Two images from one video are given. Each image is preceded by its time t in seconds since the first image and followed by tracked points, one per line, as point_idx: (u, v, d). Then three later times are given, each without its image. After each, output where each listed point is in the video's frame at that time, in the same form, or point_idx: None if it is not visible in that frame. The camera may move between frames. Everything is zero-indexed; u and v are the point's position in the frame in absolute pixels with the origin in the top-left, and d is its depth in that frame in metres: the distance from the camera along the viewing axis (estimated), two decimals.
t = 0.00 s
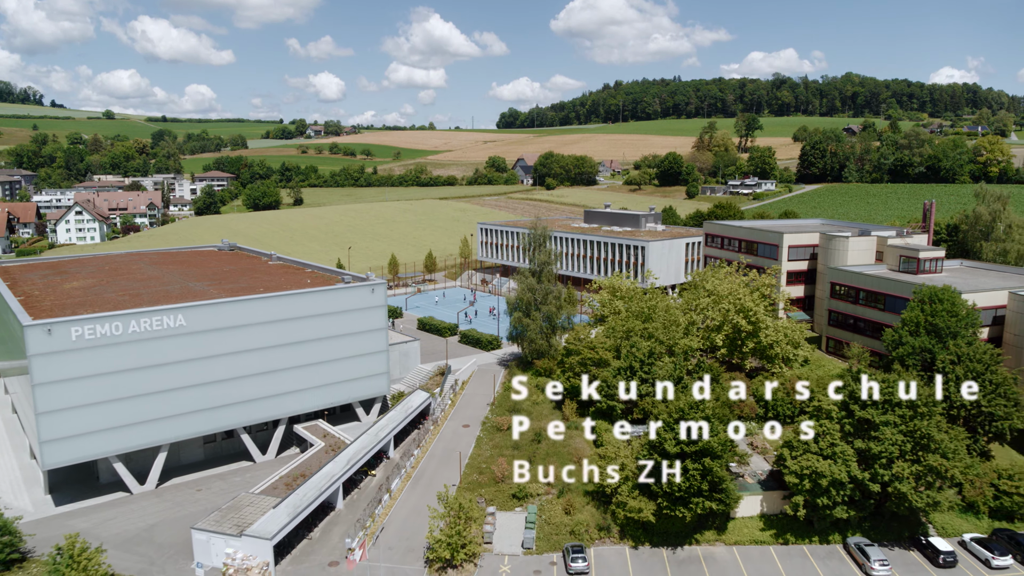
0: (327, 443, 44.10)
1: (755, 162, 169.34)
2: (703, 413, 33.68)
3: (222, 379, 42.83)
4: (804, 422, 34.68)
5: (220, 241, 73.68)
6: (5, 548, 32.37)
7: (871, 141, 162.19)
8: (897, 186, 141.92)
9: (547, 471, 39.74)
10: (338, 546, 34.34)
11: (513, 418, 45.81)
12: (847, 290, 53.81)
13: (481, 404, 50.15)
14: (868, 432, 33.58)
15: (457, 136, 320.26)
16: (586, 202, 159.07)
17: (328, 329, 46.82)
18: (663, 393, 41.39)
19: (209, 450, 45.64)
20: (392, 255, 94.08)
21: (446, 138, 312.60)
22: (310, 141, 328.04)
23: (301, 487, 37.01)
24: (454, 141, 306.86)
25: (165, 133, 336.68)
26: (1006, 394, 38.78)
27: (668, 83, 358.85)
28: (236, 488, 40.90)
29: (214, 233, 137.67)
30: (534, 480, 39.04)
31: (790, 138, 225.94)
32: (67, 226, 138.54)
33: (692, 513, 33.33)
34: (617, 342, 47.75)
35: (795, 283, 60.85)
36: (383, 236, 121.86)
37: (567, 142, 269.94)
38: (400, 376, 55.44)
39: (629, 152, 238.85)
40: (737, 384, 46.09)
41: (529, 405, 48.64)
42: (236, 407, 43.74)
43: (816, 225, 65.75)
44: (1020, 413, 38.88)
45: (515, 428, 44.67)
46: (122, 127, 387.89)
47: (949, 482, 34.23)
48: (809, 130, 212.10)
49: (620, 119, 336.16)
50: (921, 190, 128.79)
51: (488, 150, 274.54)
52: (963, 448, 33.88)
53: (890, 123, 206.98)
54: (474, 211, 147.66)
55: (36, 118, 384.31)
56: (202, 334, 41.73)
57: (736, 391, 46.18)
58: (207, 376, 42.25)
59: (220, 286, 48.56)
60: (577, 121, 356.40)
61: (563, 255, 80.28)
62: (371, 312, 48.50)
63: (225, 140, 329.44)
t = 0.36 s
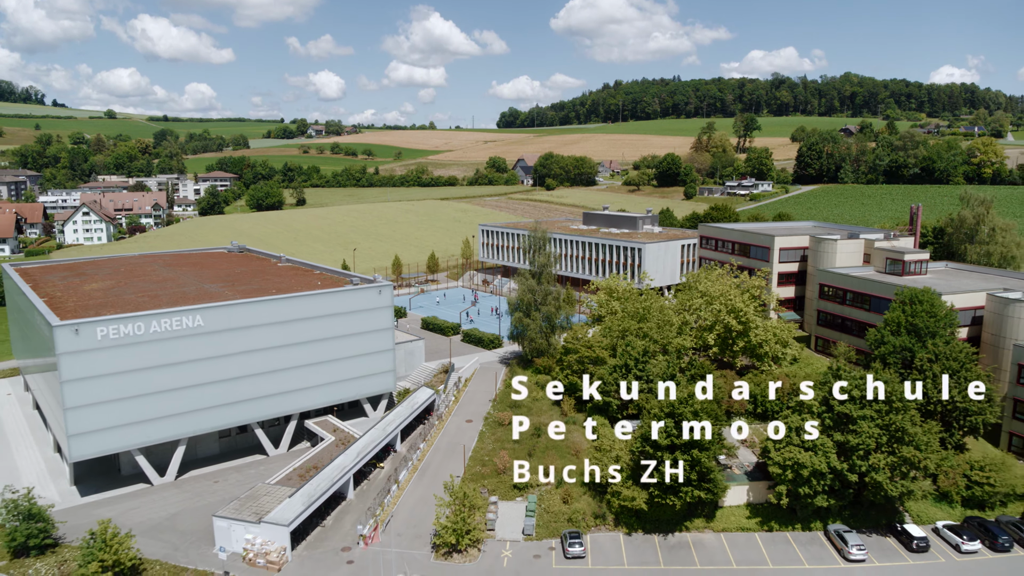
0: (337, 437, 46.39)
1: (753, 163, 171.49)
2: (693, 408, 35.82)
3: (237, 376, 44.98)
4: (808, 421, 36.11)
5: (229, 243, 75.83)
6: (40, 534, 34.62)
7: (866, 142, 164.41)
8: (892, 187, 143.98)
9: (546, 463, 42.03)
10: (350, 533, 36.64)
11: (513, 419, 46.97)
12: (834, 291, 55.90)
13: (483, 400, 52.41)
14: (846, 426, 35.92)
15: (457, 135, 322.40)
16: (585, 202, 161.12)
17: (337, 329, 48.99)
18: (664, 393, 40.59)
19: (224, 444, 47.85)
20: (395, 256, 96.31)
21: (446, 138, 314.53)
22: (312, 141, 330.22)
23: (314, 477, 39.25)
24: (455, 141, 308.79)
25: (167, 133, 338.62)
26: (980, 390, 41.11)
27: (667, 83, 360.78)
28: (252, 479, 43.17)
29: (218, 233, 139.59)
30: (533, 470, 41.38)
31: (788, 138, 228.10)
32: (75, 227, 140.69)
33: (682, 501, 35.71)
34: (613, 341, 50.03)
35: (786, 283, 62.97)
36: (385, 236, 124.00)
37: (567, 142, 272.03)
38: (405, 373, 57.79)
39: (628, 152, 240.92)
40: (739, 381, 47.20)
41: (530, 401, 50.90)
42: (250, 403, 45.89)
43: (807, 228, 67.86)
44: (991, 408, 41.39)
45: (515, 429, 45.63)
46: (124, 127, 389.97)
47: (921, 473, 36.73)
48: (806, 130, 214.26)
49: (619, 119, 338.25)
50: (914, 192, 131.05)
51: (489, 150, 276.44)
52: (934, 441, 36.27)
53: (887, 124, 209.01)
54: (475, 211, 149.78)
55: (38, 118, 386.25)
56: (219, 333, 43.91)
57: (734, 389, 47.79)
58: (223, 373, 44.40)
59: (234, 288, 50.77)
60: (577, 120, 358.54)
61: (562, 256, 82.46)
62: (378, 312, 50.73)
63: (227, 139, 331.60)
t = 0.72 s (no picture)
0: (346, 432, 48.63)
1: (750, 164, 173.54)
2: (685, 404, 37.83)
3: (250, 374, 47.10)
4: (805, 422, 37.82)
5: (238, 245, 77.99)
6: (70, 521, 36.96)
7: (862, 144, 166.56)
8: (887, 189, 146.20)
9: (545, 456, 44.27)
10: (361, 521, 38.91)
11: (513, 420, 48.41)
12: (823, 292, 58.05)
13: (486, 397, 54.69)
14: (828, 421, 38.16)
15: (458, 135, 324.52)
16: (585, 203, 163.28)
17: (345, 328, 51.11)
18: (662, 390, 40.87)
19: (238, 439, 50.03)
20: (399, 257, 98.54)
21: (447, 138, 316.81)
22: (313, 141, 332.46)
23: (326, 470, 41.50)
24: (455, 140, 310.97)
25: (169, 133, 340.53)
26: (957, 387, 43.30)
27: (667, 83, 362.76)
28: (266, 472, 45.38)
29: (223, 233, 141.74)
30: (533, 463, 43.68)
31: (786, 138, 230.18)
32: (82, 228, 142.85)
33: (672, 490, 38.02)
34: (609, 340, 52.27)
35: (778, 284, 65.12)
36: (388, 237, 126.17)
37: (567, 142, 274.24)
38: (410, 371, 60.17)
39: (627, 152, 243.09)
40: (744, 382, 47.84)
41: (530, 398, 53.24)
42: (262, 400, 48.04)
43: (798, 231, 70.03)
44: (967, 404, 43.65)
45: (515, 428, 47.32)
46: (125, 126, 391.81)
47: (898, 465, 39.12)
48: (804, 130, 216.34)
49: (619, 119, 340.31)
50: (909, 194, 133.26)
51: (490, 149, 278.51)
52: (911, 436, 38.53)
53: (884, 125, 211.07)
54: (476, 212, 151.99)
55: (42, 118, 388.89)
56: (233, 333, 46.02)
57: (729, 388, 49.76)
58: (236, 371, 46.52)
59: (246, 290, 52.94)
60: (577, 119, 360.50)
61: (561, 258, 84.68)
62: (385, 313, 52.88)
63: (229, 139, 333.78)
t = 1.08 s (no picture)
0: (354, 427, 50.85)
1: (748, 165, 175.56)
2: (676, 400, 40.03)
3: (262, 372, 49.27)
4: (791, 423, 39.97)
5: (246, 247, 80.17)
6: (96, 510, 39.19)
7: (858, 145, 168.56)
8: (882, 190, 148.22)
9: (545, 450, 46.60)
10: (370, 511, 41.18)
11: (514, 419, 50.01)
12: (813, 293, 60.18)
13: (488, 394, 56.96)
14: (812, 416, 40.37)
15: (459, 135, 326.53)
16: (584, 203, 165.34)
17: (352, 328, 53.24)
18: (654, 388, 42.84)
19: (250, 434, 52.26)
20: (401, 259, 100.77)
21: (448, 138, 318.96)
22: (315, 141, 334.63)
23: (337, 462, 43.80)
24: (456, 140, 312.98)
25: (172, 133, 342.83)
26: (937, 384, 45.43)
27: (666, 83, 364.75)
28: (278, 465, 47.63)
29: (228, 233, 143.66)
30: (533, 457, 45.97)
31: (784, 138, 232.16)
32: (89, 228, 145.05)
33: (663, 480, 40.38)
34: (606, 339, 54.54)
35: (769, 285, 67.29)
36: (391, 238, 128.31)
37: (567, 142, 276.23)
38: (415, 369, 62.52)
39: (627, 153, 245.06)
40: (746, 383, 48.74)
41: (530, 395, 55.56)
42: (274, 397, 50.16)
43: (790, 233, 72.14)
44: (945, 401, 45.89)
45: (515, 428, 48.88)
46: (127, 126, 393.84)
47: (879, 458, 41.35)
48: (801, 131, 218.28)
49: (618, 118, 342.31)
50: (902, 196, 135.31)
51: (490, 149, 280.41)
52: (889, 430, 40.79)
53: (882, 125, 212.96)
54: (476, 213, 154.17)
55: (44, 118, 391.04)
56: (246, 333, 48.16)
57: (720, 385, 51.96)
58: (249, 369, 48.69)
59: (258, 291, 55.13)
60: (577, 118, 362.32)
61: (560, 258, 86.88)
62: (391, 313, 55.02)
63: (231, 139, 335.93)
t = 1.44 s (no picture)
0: (362, 422, 53.07)
1: (745, 166, 177.67)
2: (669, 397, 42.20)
3: (273, 370, 51.38)
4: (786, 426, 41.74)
5: (254, 248, 82.23)
6: (118, 501, 41.29)
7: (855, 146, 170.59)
8: (877, 191, 150.36)
9: (544, 444, 48.89)
10: (378, 501, 43.39)
11: (513, 420, 51.76)
12: (804, 293, 62.23)
13: (489, 391, 59.23)
14: (797, 412, 42.68)
15: (459, 134, 328.53)
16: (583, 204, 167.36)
17: (359, 328, 55.37)
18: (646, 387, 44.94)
19: (262, 429, 54.46)
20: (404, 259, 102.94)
21: (449, 137, 321.03)
22: (316, 141, 336.69)
23: (346, 456, 46.06)
24: (457, 140, 315.11)
25: (174, 133, 344.79)
26: (918, 381, 47.61)
27: (666, 83, 366.68)
28: (289, 458, 49.81)
29: (233, 233, 145.67)
30: (533, 452, 48.24)
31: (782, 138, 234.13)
32: (95, 229, 147.24)
33: (657, 472, 42.75)
34: (603, 339, 56.73)
35: (762, 286, 69.39)
36: (393, 239, 130.44)
37: (567, 141, 278.15)
38: (419, 367, 64.73)
39: (626, 153, 247.15)
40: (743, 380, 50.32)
41: (531, 392, 57.83)
42: (284, 394, 52.27)
43: (783, 235, 74.22)
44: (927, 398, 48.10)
45: (515, 429, 50.36)
46: (129, 126, 395.91)
47: (860, 451, 43.58)
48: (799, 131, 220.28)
49: (618, 118, 344.25)
50: (897, 197, 137.42)
51: (491, 149, 282.30)
52: (871, 425, 43.11)
53: (880, 125, 214.86)
54: (477, 214, 156.29)
55: (47, 117, 392.94)
56: (258, 332, 50.28)
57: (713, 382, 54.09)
58: (261, 367, 50.81)
59: (268, 292, 57.28)
60: (577, 118, 364.14)
61: (559, 259, 89.01)
62: (396, 313, 57.13)
63: (233, 139, 338.03)
